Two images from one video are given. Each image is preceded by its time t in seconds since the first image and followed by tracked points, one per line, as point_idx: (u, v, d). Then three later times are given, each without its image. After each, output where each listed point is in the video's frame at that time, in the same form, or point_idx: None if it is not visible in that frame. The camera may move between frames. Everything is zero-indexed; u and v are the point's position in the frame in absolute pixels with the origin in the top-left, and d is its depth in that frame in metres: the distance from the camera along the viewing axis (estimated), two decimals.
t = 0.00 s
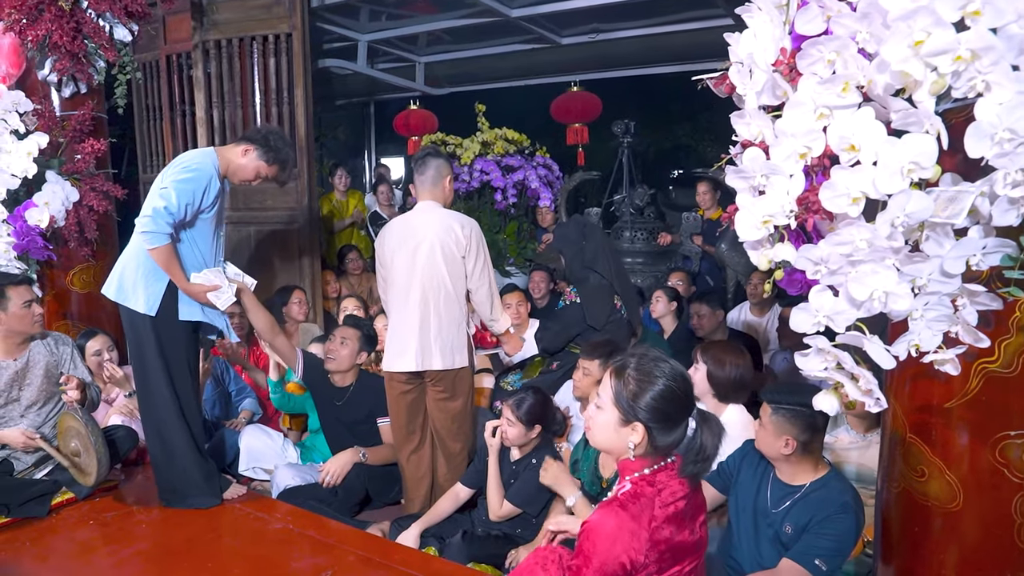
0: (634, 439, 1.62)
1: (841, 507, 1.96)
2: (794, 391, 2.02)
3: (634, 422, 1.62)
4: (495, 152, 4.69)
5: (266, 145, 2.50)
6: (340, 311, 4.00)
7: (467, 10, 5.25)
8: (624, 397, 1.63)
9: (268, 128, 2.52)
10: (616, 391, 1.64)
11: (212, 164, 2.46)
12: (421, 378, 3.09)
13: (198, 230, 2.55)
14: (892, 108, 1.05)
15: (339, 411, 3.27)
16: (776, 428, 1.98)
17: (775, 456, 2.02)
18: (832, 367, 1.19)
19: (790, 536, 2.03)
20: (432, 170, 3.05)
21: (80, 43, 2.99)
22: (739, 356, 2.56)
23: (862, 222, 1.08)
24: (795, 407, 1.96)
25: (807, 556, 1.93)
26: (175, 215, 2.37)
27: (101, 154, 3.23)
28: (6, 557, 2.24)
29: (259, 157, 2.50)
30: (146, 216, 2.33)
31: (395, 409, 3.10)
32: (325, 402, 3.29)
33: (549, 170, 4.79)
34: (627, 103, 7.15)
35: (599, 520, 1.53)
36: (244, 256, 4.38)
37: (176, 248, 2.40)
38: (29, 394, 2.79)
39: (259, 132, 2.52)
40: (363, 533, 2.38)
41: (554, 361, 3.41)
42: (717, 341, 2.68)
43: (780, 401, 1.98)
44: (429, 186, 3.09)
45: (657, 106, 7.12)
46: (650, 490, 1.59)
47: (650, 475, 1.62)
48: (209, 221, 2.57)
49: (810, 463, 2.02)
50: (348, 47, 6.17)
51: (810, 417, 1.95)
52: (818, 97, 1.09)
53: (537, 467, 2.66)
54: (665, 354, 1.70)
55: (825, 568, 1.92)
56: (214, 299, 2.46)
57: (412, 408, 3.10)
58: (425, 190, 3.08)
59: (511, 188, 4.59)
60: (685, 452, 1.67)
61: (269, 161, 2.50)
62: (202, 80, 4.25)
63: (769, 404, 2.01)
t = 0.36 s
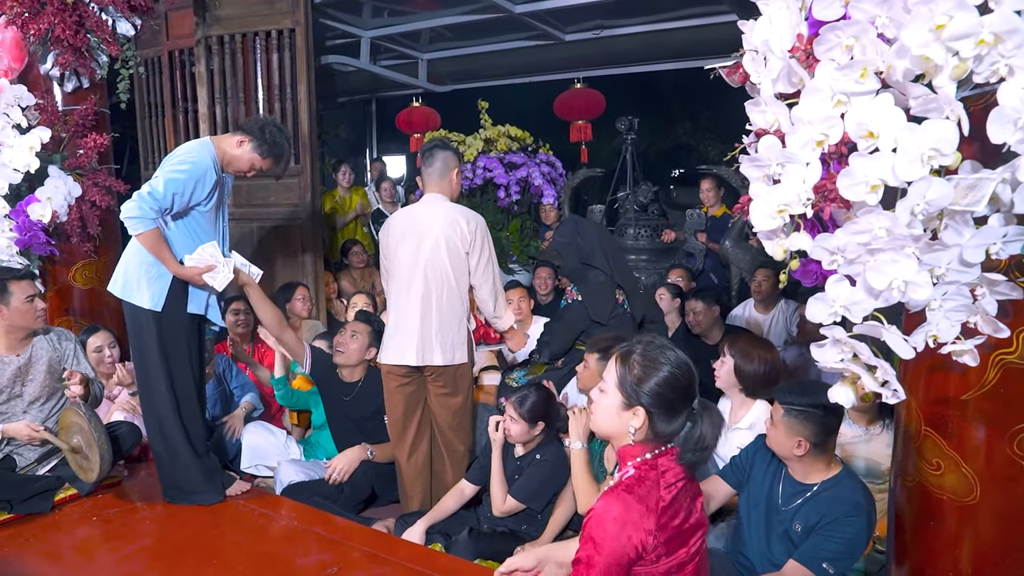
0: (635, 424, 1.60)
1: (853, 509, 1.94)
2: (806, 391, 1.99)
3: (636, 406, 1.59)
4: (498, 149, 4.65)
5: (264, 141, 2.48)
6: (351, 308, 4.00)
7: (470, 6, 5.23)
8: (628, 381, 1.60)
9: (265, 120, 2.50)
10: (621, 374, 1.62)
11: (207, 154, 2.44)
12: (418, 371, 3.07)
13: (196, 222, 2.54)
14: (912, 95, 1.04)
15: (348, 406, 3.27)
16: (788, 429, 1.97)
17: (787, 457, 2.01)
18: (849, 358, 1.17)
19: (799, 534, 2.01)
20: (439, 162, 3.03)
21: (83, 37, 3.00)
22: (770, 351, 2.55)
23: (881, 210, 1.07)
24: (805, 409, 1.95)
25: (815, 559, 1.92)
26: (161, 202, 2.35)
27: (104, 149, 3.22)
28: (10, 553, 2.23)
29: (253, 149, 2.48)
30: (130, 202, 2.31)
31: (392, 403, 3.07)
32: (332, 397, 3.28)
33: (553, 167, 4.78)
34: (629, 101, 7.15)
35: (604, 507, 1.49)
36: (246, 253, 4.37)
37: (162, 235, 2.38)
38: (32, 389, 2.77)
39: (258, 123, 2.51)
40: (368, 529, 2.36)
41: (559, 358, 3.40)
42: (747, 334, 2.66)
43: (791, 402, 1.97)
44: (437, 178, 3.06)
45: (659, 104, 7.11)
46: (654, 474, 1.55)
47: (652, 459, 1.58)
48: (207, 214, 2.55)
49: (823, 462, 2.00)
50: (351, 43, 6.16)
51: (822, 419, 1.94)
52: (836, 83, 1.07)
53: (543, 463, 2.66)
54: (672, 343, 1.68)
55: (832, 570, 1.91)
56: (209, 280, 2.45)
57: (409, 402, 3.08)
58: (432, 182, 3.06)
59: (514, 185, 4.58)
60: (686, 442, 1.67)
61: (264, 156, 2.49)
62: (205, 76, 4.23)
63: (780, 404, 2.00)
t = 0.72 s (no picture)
0: (626, 411, 1.57)
1: (864, 504, 1.93)
2: (823, 380, 2.00)
3: (628, 392, 1.56)
4: (500, 146, 4.64)
5: (278, 140, 2.49)
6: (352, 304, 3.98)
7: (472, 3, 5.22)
8: (624, 368, 1.57)
9: (279, 118, 2.50)
10: (617, 362, 1.60)
11: (229, 148, 2.43)
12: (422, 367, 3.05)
13: (209, 213, 2.52)
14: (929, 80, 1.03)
15: (351, 402, 3.26)
16: (806, 419, 1.96)
17: (804, 446, 2.00)
18: (863, 349, 1.15)
19: (812, 528, 2.00)
20: (443, 156, 3.01)
21: (83, 31, 2.97)
22: (773, 345, 2.55)
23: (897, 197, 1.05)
24: (827, 396, 1.94)
25: (827, 552, 1.91)
26: (189, 196, 2.33)
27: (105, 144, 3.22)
28: (10, 550, 2.21)
29: (268, 147, 2.48)
30: (160, 197, 2.28)
31: (397, 398, 3.06)
32: (335, 393, 3.29)
33: (555, 164, 4.76)
34: (631, 99, 7.13)
35: (597, 497, 1.46)
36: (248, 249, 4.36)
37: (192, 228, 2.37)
38: (32, 385, 2.76)
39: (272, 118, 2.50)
40: (372, 526, 2.34)
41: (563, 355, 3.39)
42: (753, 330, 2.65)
43: (810, 390, 1.96)
44: (440, 172, 3.04)
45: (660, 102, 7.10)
46: (649, 466, 1.51)
47: (647, 451, 1.53)
48: (224, 207, 2.55)
49: (837, 456, 1.99)
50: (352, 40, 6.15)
51: (841, 404, 1.93)
52: (852, 68, 1.05)
53: (548, 465, 2.64)
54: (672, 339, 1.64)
55: (845, 564, 1.90)
56: (239, 258, 2.49)
57: (414, 396, 3.06)
58: (435, 176, 3.03)
59: (517, 182, 4.56)
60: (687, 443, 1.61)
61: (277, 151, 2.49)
62: (206, 72, 4.21)
63: (799, 393, 1.98)
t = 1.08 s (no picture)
0: (624, 413, 1.56)
1: (872, 505, 1.92)
2: (824, 382, 1.98)
3: (626, 395, 1.55)
4: (501, 145, 4.64)
5: (285, 138, 2.47)
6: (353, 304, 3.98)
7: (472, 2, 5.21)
8: (622, 371, 1.56)
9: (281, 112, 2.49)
10: (614, 365, 1.58)
11: (235, 144, 2.42)
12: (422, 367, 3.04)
13: (220, 212, 2.52)
14: (938, 76, 1.02)
15: (350, 402, 3.25)
16: (807, 421, 1.95)
17: (807, 448, 1.99)
18: (870, 348, 1.12)
19: (820, 527, 1.99)
20: (443, 155, 2.99)
21: (83, 30, 2.97)
22: (768, 346, 2.52)
23: (905, 195, 1.03)
24: (826, 399, 1.94)
25: (835, 552, 1.89)
26: (202, 195, 2.34)
27: (105, 144, 3.21)
28: (10, 552, 2.20)
29: (274, 142, 2.46)
30: (173, 196, 2.29)
31: (396, 396, 3.05)
32: (333, 393, 3.27)
33: (556, 164, 4.76)
34: (631, 99, 7.12)
35: (601, 503, 1.45)
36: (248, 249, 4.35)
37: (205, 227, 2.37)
38: (33, 386, 2.75)
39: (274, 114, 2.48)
40: (374, 527, 2.33)
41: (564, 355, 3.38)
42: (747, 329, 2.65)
43: (810, 392, 1.96)
44: (440, 171, 3.02)
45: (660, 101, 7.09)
46: (653, 470, 1.50)
47: (650, 455, 1.52)
48: (232, 205, 2.54)
49: (847, 453, 1.99)
50: (352, 39, 6.14)
51: (841, 407, 1.93)
52: (860, 65, 1.04)
53: (537, 477, 2.60)
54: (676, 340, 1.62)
55: (854, 565, 1.88)
56: (251, 261, 2.48)
57: (414, 396, 3.05)
58: (434, 174, 3.02)
59: (518, 182, 4.55)
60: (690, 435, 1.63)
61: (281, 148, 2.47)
62: (206, 71, 4.20)
63: (798, 396, 1.98)
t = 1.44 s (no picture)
0: (632, 414, 1.55)
1: (874, 509, 1.92)
2: (824, 387, 1.97)
3: (634, 395, 1.55)
4: (502, 146, 4.62)
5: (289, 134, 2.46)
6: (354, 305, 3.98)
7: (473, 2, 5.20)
8: (632, 375, 1.55)
9: (276, 105, 2.47)
10: (624, 369, 1.57)
11: (238, 146, 2.41)
12: (420, 370, 3.03)
13: (225, 213, 2.50)
14: (947, 79, 1.01)
15: (352, 404, 3.24)
16: (805, 428, 1.94)
17: (805, 455, 1.99)
18: (878, 352, 1.12)
19: (819, 535, 1.99)
20: (440, 157, 2.99)
21: (83, 30, 2.96)
22: (774, 345, 2.52)
23: (914, 198, 1.02)
24: (825, 406, 1.93)
25: (837, 560, 1.90)
26: (206, 199, 2.33)
27: (105, 144, 3.20)
28: (11, 555, 2.19)
29: (277, 139, 2.45)
30: (178, 200, 2.28)
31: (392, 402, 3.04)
32: (336, 396, 3.26)
33: (557, 164, 4.75)
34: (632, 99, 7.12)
35: (609, 505, 1.45)
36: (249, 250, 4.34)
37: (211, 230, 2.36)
38: (32, 388, 2.74)
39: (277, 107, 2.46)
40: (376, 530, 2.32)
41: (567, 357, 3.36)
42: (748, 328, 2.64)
43: (808, 400, 1.94)
44: (436, 173, 3.02)
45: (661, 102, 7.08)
46: (661, 472, 1.49)
47: (658, 457, 1.52)
48: (237, 206, 2.52)
49: (840, 460, 1.98)
50: (353, 39, 6.13)
51: (842, 415, 1.92)
52: (868, 67, 1.03)
53: (521, 487, 2.63)
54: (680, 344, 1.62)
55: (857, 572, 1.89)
56: (259, 263, 2.46)
57: (409, 399, 3.04)
58: (431, 177, 3.01)
59: (519, 182, 4.54)
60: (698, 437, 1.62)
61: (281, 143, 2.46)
62: (207, 71, 4.19)
63: (795, 403, 1.97)
